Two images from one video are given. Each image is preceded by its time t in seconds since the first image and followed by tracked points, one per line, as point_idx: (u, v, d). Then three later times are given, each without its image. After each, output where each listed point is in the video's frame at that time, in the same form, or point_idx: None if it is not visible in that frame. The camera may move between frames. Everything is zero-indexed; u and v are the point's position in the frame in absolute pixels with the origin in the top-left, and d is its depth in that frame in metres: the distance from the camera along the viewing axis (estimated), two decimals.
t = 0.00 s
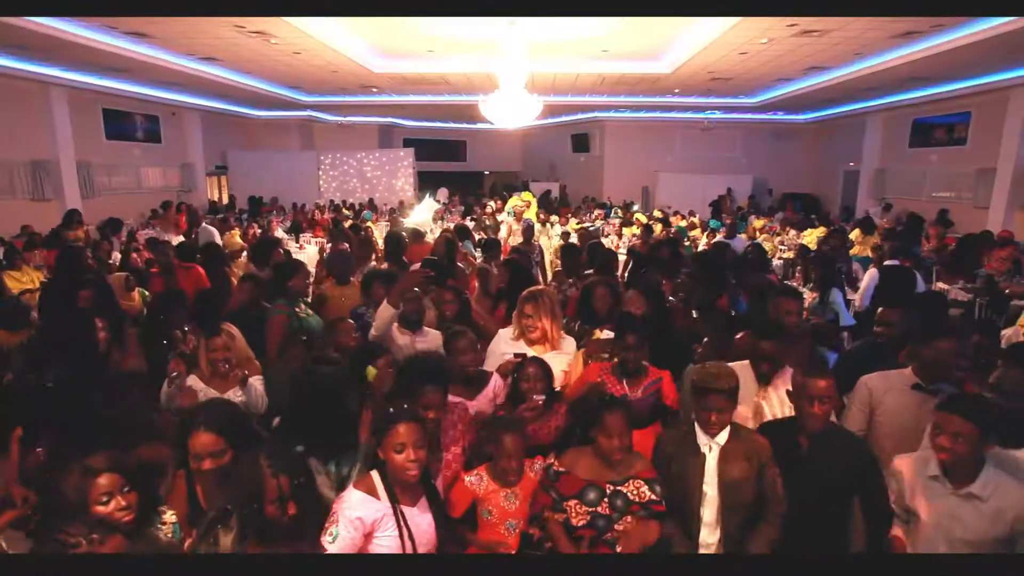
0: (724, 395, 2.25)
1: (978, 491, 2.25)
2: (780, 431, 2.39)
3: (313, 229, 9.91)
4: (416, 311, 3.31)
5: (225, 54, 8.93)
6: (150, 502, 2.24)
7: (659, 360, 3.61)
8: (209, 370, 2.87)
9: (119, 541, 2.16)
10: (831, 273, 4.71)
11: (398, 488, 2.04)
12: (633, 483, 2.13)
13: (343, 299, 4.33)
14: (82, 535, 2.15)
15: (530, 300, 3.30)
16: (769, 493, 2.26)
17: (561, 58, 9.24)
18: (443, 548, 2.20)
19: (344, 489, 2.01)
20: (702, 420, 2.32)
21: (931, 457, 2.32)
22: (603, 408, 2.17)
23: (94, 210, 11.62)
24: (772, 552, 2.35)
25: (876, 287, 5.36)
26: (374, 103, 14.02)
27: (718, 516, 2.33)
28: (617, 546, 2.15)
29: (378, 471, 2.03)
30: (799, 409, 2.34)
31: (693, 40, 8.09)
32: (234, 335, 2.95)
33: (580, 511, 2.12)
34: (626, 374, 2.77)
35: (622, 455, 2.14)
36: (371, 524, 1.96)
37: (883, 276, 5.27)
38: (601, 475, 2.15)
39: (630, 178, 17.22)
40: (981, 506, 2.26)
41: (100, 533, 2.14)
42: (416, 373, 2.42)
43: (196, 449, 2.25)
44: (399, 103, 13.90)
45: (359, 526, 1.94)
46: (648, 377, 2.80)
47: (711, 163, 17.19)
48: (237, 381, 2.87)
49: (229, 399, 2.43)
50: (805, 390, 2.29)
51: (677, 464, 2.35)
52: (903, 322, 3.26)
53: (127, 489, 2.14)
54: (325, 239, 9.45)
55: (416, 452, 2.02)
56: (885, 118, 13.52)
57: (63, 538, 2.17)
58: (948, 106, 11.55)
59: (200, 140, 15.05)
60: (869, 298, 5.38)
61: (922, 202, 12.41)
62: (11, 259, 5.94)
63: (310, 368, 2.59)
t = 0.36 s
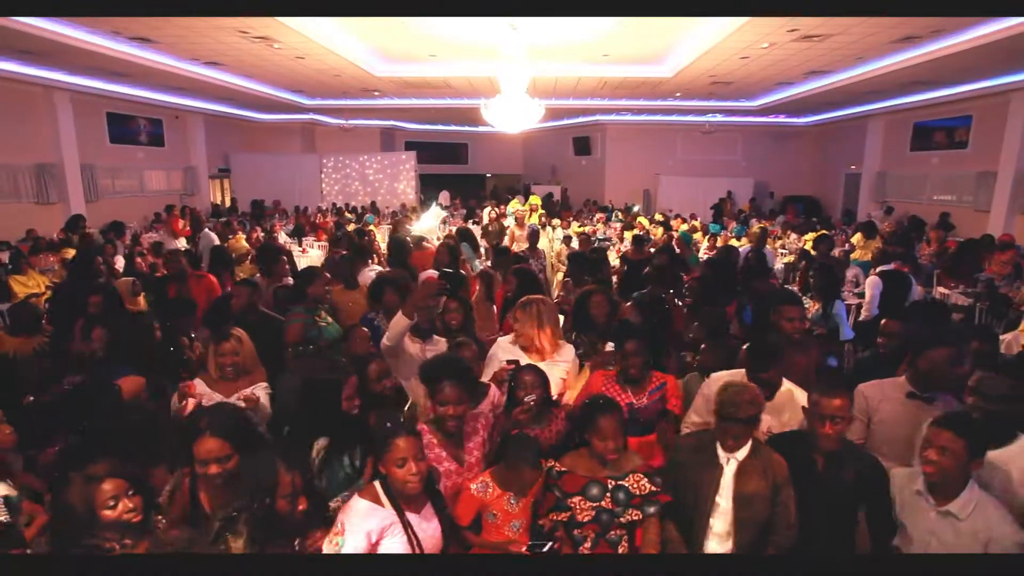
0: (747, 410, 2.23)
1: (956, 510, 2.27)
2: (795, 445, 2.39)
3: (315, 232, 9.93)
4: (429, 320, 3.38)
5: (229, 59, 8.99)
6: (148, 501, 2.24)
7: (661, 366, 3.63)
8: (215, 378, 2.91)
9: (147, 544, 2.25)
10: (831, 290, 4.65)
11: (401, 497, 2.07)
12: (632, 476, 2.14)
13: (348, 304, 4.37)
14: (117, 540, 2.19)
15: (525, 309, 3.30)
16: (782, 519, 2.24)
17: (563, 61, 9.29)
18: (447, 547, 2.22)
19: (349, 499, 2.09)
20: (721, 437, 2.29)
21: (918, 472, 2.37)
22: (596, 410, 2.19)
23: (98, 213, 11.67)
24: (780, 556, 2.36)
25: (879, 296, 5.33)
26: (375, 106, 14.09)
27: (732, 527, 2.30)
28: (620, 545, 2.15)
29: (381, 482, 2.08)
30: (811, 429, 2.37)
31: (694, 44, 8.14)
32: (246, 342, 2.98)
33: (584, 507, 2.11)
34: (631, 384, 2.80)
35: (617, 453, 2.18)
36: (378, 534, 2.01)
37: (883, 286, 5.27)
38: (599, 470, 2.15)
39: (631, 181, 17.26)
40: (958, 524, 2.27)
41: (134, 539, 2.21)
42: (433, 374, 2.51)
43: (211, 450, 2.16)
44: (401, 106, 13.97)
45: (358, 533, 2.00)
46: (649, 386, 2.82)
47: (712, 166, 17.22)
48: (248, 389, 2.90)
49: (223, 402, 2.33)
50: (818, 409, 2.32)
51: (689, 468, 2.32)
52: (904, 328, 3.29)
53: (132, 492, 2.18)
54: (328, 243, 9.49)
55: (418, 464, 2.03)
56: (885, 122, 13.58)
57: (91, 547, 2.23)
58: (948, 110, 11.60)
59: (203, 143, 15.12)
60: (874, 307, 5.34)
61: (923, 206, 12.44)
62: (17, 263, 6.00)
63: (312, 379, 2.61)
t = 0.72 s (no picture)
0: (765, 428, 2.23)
1: (997, 538, 2.27)
2: (811, 460, 2.31)
3: (319, 233, 9.98)
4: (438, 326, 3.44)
5: (233, 61, 9.04)
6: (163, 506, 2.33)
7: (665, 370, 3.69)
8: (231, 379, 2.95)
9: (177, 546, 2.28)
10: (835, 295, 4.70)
11: (414, 497, 2.09)
12: (625, 498, 2.19)
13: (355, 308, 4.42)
14: (141, 545, 2.21)
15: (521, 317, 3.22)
16: (796, 532, 2.25)
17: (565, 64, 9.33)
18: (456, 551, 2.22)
19: (363, 502, 2.05)
20: (742, 453, 2.29)
21: (955, 497, 2.30)
22: (595, 420, 2.26)
23: (102, 214, 11.73)
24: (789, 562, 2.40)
25: (882, 298, 5.35)
26: (378, 107, 14.14)
27: (744, 536, 2.31)
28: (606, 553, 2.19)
29: (395, 483, 2.08)
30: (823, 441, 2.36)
31: (696, 47, 8.17)
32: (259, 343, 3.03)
33: (576, 519, 2.17)
34: (623, 393, 2.79)
35: (613, 467, 2.21)
36: (390, 534, 1.98)
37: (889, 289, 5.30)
38: (596, 485, 2.22)
39: (633, 182, 17.32)
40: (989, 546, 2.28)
41: (159, 545, 2.25)
42: (441, 376, 2.57)
43: (216, 478, 2.19)
44: (403, 108, 14.02)
45: (383, 539, 1.97)
46: (643, 391, 2.83)
47: (714, 167, 17.25)
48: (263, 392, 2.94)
49: (230, 419, 2.38)
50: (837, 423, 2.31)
51: (710, 476, 2.33)
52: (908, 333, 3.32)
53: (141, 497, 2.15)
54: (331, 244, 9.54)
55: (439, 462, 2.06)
56: (887, 123, 13.60)
57: (113, 551, 2.24)
58: (950, 112, 11.62)
59: (207, 145, 15.19)
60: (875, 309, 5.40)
61: (924, 207, 12.47)
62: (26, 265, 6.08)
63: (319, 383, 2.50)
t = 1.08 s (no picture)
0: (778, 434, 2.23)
1: (989, 523, 2.30)
2: (815, 455, 2.39)
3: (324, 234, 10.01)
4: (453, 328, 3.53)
5: (239, 62, 9.10)
6: (186, 512, 2.32)
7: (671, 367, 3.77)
8: (246, 376, 3.02)
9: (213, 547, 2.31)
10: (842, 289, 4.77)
11: (445, 495, 2.13)
12: (650, 501, 2.22)
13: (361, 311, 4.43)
14: (178, 544, 2.26)
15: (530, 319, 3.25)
16: (802, 523, 2.30)
17: (570, 65, 9.36)
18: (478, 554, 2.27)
19: (393, 500, 2.08)
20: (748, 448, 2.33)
21: (947, 483, 2.34)
22: (625, 430, 2.23)
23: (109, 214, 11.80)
24: (796, 562, 2.42)
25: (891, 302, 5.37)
26: (382, 108, 14.18)
27: (753, 533, 2.36)
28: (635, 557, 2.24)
29: (425, 482, 2.12)
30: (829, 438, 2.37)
31: (701, 48, 8.19)
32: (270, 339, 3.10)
33: (603, 527, 2.20)
34: (643, 396, 2.87)
35: (640, 474, 2.25)
36: (422, 531, 2.04)
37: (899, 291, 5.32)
38: (621, 492, 2.24)
39: (637, 183, 17.34)
40: (979, 530, 2.32)
41: (194, 543, 2.29)
42: (457, 379, 2.67)
43: (236, 502, 2.20)
44: (407, 108, 14.06)
45: (412, 537, 2.02)
46: (658, 399, 2.88)
47: (718, 168, 17.25)
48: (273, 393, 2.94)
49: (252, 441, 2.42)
50: (840, 420, 2.33)
51: (716, 476, 2.36)
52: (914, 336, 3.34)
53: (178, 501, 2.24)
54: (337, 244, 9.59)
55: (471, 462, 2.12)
56: (892, 124, 13.59)
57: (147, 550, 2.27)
58: (954, 113, 11.62)
59: (213, 145, 15.26)
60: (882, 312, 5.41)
61: (928, 208, 12.46)
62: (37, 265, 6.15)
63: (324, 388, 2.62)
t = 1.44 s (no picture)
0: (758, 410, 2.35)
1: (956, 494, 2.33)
2: (813, 446, 2.48)
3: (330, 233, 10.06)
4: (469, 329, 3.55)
5: (245, 63, 9.16)
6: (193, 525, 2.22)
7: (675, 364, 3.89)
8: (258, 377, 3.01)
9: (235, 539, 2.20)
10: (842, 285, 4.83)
11: (460, 481, 2.18)
12: (649, 492, 2.22)
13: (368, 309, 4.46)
14: (207, 529, 2.22)
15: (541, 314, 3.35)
16: (793, 501, 2.37)
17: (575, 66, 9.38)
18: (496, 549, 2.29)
19: (410, 485, 2.16)
20: (738, 426, 2.43)
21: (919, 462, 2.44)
22: (626, 425, 2.25)
23: (116, 213, 11.86)
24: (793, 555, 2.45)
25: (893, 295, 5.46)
26: (387, 108, 14.23)
27: (747, 514, 2.41)
28: (625, 548, 2.24)
29: (440, 469, 2.18)
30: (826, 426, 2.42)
31: (705, 49, 8.22)
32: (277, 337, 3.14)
33: (599, 512, 2.21)
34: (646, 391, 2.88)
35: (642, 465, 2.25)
36: (434, 515, 2.10)
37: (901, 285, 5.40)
38: (620, 480, 2.25)
39: (641, 183, 17.35)
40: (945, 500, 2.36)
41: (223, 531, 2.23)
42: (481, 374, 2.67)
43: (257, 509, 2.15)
44: (412, 108, 14.10)
45: (421, 515, 2.08)
46: (660, 395, 2.89)
47: (722, 168, 17.25)
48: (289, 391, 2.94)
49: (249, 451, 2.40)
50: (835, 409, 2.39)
51: (707, 463, 2.41)
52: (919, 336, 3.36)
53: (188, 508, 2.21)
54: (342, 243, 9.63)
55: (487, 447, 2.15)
56: (896, 123, 13.58)
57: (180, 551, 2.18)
58: (959, 113, 11.61)
59: (218, 145, 15.33)
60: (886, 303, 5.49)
61: (933, 208, 12.45)
62: (48, 264, 6.21)
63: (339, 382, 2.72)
